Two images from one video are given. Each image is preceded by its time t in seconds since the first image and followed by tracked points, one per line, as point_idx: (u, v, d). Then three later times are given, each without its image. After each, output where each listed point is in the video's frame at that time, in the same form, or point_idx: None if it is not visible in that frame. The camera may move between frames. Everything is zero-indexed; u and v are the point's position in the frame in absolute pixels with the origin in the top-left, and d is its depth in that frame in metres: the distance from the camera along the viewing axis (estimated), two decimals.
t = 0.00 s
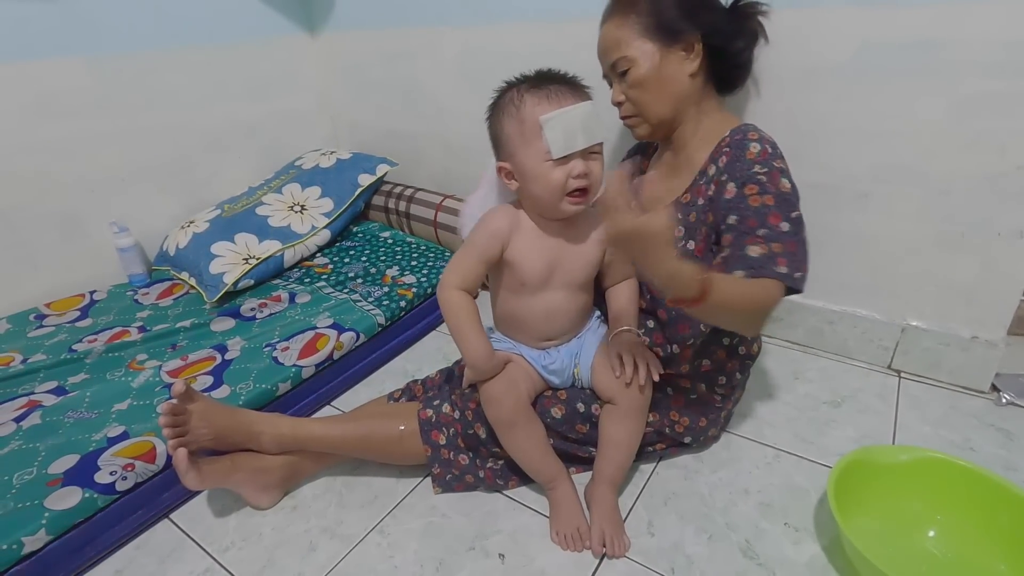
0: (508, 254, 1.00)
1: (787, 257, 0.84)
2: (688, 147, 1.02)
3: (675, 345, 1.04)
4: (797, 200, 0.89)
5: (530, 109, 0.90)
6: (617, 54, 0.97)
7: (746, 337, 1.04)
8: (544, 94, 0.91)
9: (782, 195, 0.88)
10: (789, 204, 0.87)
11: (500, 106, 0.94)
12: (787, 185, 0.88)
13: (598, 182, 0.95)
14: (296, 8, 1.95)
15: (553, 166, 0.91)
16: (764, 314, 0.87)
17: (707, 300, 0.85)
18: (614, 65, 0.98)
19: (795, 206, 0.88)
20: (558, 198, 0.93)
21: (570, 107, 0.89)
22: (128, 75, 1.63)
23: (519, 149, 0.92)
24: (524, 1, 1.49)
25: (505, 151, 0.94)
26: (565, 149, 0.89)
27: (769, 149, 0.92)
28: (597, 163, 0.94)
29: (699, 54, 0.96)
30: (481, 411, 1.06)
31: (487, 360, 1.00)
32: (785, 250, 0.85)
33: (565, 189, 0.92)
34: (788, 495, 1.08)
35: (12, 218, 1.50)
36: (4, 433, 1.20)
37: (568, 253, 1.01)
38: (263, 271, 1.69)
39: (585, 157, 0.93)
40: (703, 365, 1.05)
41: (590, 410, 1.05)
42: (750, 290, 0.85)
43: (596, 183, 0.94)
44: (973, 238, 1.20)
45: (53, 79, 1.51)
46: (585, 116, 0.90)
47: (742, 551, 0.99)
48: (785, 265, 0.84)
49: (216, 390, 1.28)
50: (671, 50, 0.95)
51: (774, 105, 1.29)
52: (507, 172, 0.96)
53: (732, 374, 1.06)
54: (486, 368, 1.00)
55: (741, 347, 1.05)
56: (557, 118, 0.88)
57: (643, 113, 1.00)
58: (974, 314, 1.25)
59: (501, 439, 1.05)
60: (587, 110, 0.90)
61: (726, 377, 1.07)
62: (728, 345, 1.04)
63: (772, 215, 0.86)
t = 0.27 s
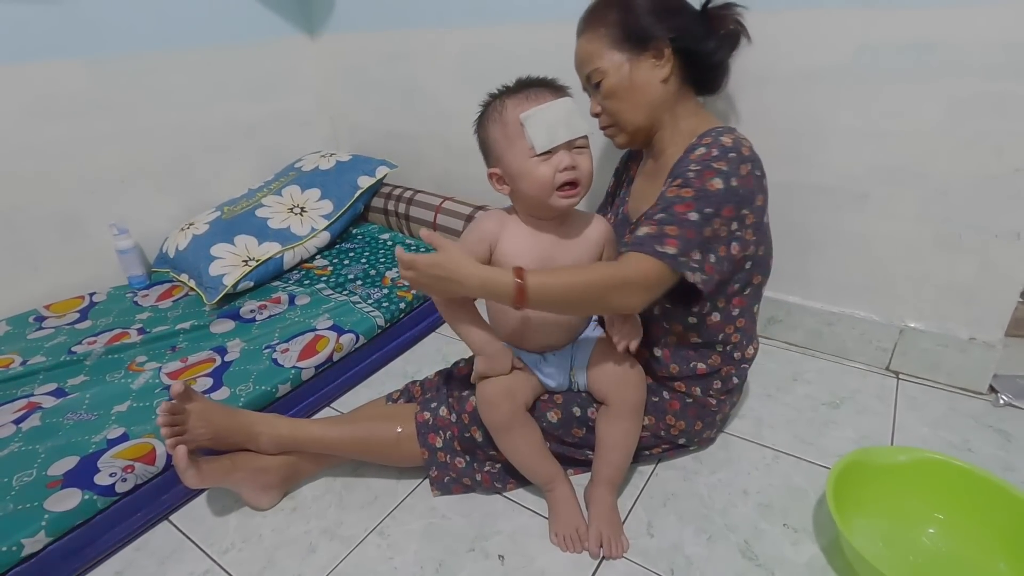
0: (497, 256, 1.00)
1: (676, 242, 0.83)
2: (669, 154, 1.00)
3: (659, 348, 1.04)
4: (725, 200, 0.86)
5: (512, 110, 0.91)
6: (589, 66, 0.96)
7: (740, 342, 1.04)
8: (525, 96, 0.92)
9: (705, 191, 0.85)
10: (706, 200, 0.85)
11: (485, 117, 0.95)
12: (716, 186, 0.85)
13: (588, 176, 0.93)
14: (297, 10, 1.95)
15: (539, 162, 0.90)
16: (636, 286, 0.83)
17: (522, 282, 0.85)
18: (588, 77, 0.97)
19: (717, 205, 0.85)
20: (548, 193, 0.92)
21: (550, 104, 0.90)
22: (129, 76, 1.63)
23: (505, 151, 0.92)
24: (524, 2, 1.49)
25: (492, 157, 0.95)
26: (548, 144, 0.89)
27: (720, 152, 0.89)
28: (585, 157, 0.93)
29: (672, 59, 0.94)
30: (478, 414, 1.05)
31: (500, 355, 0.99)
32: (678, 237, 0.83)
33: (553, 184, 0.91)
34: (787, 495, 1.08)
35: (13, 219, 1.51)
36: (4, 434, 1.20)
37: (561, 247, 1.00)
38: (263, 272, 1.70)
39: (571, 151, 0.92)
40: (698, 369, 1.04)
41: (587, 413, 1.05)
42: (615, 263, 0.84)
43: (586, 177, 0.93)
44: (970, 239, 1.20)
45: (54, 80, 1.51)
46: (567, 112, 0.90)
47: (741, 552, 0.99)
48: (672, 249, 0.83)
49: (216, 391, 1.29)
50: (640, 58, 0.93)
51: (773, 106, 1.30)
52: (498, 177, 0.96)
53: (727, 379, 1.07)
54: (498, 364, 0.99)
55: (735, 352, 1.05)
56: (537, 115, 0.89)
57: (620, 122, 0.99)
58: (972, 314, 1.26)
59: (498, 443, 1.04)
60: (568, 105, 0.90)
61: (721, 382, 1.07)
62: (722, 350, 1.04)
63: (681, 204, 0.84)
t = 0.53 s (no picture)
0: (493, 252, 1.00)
1: (647, 230, 0.83)
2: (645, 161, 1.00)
3: (651, 346, 1.02)
4: (698, 190, 0.86)
5: (511, 107, 0.91)
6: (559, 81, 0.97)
7: (736, 337, 1.03)
8: (524, 92, 0.91)
9: (677, 183, 0.85)
10: (679, 191, 0.85)
11: (483, 108, 0.95)
12: (687, 177, 0.85)
13: (583, 176, 0.94)
14: (296, 11, 1.95)
15: (535, 160, 0.90)
16: (601, 274, 0.84)
17: (498, 262, 0.90)
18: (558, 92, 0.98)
19: (690, 195, 0.85)
20: (543, 191, 0.92)
21: (550, 101, 0.89)
22: (128, 77, 1.63)
23: (502, 146, 0.92)
24: (524, 3, 1.49)
25: (488, 151, 0.95)
26: (546, 143, 0.89)
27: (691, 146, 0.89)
28: (580, 158, 0.93)
29: (638, 68, 0.94)
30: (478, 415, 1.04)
31: (497, 349, 0.99)
32: (649, 226, 0.83)
33: (548, 183, 0.91)
34: (787, 497, 1.08)
35: (12, 220, 1.50)
36: (2, 435, 1.20)
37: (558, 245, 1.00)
38: (262, 273, 1.69)
39: (567, 151, 0.91)
40: (693, 366, 1.02)
41: (585, 415, 1.05)
42: (587, 250, 0.86)
43: (581, 177, 0.93)
44: (969, 241, 1.20)
45: (53, 81, 1.51)
46: (566, 110, 0.89)
47: (740, 553, 0.99)
48: (643, 237, 0.83)
49: (215, 392, 1.28)
50: (606, 70, 0.93)
51: (773, 108, 1.30)
52: (493, 172, 0.97)
53: (724, 376, 1.06)
54: (497, 360, 0.98)
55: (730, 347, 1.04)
56: (536, 112, 0.88)
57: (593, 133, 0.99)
58: (971, 316, 1.26)
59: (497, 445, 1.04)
60: (568, 104, 0.90)
61: (718, 380, 1.06)
62: (718, 347, 1.03)
63: (651, 196, 0.85)
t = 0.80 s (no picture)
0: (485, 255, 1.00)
1: (631, 219, 0.83)
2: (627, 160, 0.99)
3: (644, 339, 1.01)
4: (681, 178, 0.85)
5: (504, 108, 0.90)
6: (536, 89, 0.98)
7: (727, 326, 1.03)
8: (517, 92, 0.90)
9: (659, 172, 0.85)
10: (661, 180, 0.84)
11: (476, 107, 0.94)
12: (669, 165, 0.85)
13: (576, 179, 0.94)
14: (295, 10, 1.95)
15: (530, 162, 0.90)
16: (587, 264, 0.84)
17: (484, 257, 0.90)
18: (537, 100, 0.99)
19: (674, 184, 0.85)
20: (537, 194, 0.92)
21: (545, 103, 0.88)
22: (127, 77, 1.63)
23: (495, 147, 0.92)
24: None
25: (481, 152, 0.94)
26: (540, 146, 0.88)
27: (671, 135, 0.89)
28: (575, 160, 0.92)
29: (612, 69, 0.94)
30: (475, 416, 1.04)
31: (489, 353, 0.97)
32: (632, 215, 0.84)
33: (542, 186, 0.91)
34: (788, 494, 1.08)
35: (12, 220, 1.50)
36: (3, 435, 1.20)
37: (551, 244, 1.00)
38: (262, 273, 1.69)
39: (562, 153, 0.91)
40: (686, 359, 1.02)
41: (584, 414, 1.05)
42: (572, 241, 0.86)
43: (575, 179, 0.93)
44: (971, 236, 1.20)
45: (52, 82, 1.51)
46: (561, 112, 0.89)
47: (742, 551, 0.98)
48: (627, 226, 0.83)
49: (215, 392, 1.28)
50: (579, 72, 0.94)
51: (773, 104, 1.29)
52: (484, 173, 0.96)
53: (718, 367, 1.05)
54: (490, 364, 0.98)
55: (723, 336, 1.04)
56: (532, 114, 0.88)
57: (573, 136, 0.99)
58: (973, 311, 1.25)
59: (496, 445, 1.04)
60: (563, 105, 0.89)
61: (714, 372, 1.06)
62: (710, 337, 1.02)
63: (634, 185, 0.85)
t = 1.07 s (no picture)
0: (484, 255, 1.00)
1: (634, 220, 0.83)
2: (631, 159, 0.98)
3: (643, 340, 1.02)
4: (683, 178, 0.85)
5: (495, 116, 0.90)
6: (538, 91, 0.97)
7: (730, 327, 1.03)
8: (507, 100, 0.90)
9: (661, 172, 0.85)
10: (663, 179, 0.84)
11: (466, 113, 0.93)
12: (671, 165, 0.85)
13: (567, 186, 0.94)
14: (296, 10, 1.95)
15: (520, 174, 0.90)
16: (588, 265, 0.84)
17: (487, 260, 0.91)
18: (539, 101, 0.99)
19: (676, 184, 0.85)
20: (528, 204, 0.92)
21: (534, 113, 0.88)
22: (129, 77, 1.63)
23: (486, 156, 0.92)
24: None
25: (473, 159, 0.94)
26: (531, 158, 0.89)
27: (671, 134, 0.89)
28: (566, 168, 0.92)
29: (615, 70, 0.94)
30: (476, 415, 1.04)
31: (515, 340, 0.99)
32: (635, 215, 0.84)
33: (532, 196, 0.91)
34: (790, 494, 1.08)
35: (14, 219, 1.51)
36: (6, 434, 1.20)
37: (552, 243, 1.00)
38: (264, 272, 1.70)
39: (552, 163, 0.91)
40: (688, 360, 1.02)
41: (585, 414, 1.04)
42: (574, 243, 0.86)
43: (565, 186, 0.93)
44: (973, 237, 1.20)
45: (54, 81, 1.51)
46: (552, 122, 0.89)
47: (743, 551, 0.98)
48: (630, 226, 0.83)
49: (217, 390, 1.29)
50: (583, 72, 0.94)
51: (774, 104, 1.29)
52: (477, 178, 0.96)
53: (721, 368, 1.06)
54: (517, 351, 0.99)
55: (726, 337, 1.04)
56: (522, 126, 0.87)
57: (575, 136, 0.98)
58: (975, 312, 1.25)
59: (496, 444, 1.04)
60: (553, 115, 0.89)
61: (716, 373, 1.06)
62: (713, 338, 1.03)
63: (636, 185, 0.85)
